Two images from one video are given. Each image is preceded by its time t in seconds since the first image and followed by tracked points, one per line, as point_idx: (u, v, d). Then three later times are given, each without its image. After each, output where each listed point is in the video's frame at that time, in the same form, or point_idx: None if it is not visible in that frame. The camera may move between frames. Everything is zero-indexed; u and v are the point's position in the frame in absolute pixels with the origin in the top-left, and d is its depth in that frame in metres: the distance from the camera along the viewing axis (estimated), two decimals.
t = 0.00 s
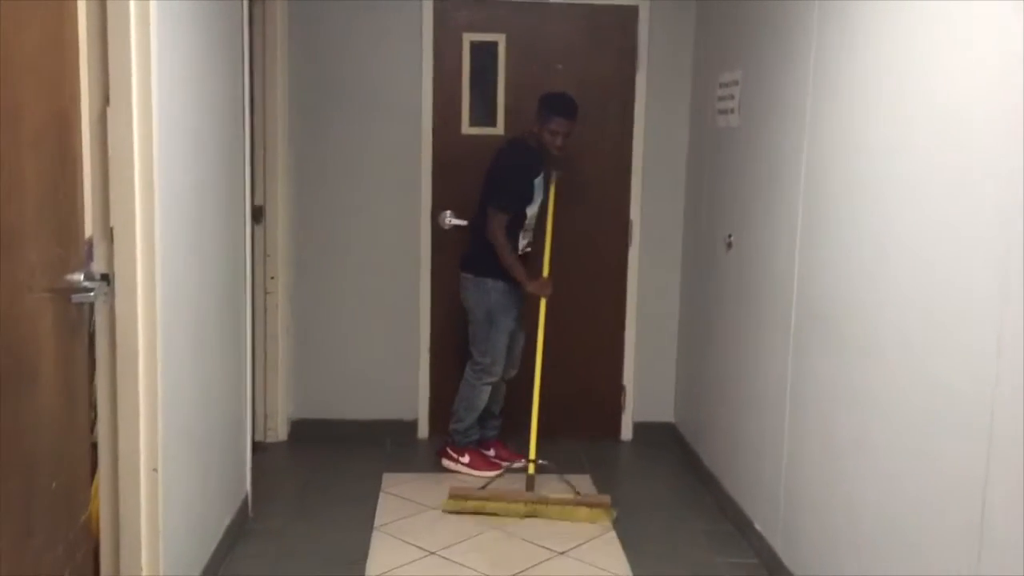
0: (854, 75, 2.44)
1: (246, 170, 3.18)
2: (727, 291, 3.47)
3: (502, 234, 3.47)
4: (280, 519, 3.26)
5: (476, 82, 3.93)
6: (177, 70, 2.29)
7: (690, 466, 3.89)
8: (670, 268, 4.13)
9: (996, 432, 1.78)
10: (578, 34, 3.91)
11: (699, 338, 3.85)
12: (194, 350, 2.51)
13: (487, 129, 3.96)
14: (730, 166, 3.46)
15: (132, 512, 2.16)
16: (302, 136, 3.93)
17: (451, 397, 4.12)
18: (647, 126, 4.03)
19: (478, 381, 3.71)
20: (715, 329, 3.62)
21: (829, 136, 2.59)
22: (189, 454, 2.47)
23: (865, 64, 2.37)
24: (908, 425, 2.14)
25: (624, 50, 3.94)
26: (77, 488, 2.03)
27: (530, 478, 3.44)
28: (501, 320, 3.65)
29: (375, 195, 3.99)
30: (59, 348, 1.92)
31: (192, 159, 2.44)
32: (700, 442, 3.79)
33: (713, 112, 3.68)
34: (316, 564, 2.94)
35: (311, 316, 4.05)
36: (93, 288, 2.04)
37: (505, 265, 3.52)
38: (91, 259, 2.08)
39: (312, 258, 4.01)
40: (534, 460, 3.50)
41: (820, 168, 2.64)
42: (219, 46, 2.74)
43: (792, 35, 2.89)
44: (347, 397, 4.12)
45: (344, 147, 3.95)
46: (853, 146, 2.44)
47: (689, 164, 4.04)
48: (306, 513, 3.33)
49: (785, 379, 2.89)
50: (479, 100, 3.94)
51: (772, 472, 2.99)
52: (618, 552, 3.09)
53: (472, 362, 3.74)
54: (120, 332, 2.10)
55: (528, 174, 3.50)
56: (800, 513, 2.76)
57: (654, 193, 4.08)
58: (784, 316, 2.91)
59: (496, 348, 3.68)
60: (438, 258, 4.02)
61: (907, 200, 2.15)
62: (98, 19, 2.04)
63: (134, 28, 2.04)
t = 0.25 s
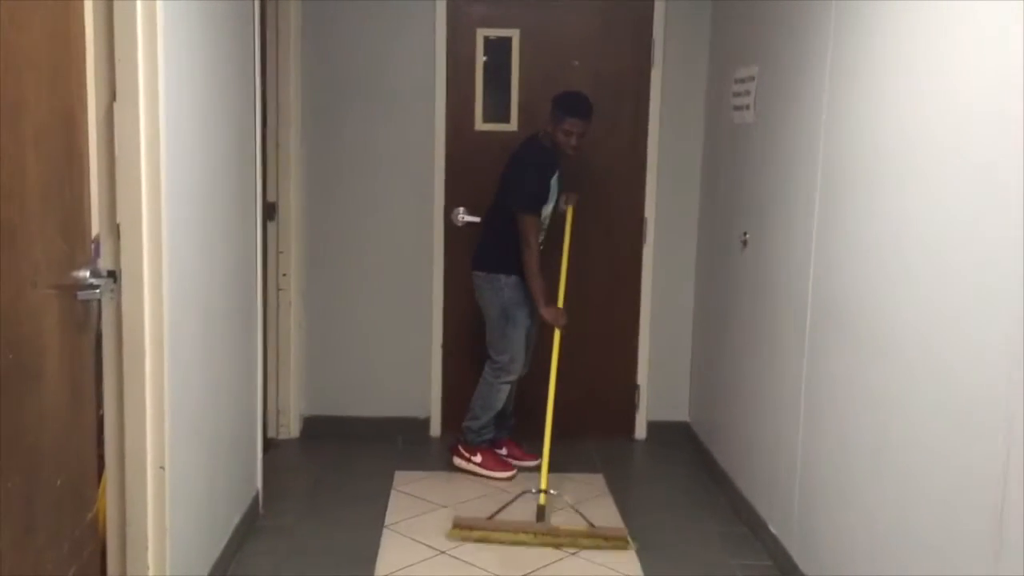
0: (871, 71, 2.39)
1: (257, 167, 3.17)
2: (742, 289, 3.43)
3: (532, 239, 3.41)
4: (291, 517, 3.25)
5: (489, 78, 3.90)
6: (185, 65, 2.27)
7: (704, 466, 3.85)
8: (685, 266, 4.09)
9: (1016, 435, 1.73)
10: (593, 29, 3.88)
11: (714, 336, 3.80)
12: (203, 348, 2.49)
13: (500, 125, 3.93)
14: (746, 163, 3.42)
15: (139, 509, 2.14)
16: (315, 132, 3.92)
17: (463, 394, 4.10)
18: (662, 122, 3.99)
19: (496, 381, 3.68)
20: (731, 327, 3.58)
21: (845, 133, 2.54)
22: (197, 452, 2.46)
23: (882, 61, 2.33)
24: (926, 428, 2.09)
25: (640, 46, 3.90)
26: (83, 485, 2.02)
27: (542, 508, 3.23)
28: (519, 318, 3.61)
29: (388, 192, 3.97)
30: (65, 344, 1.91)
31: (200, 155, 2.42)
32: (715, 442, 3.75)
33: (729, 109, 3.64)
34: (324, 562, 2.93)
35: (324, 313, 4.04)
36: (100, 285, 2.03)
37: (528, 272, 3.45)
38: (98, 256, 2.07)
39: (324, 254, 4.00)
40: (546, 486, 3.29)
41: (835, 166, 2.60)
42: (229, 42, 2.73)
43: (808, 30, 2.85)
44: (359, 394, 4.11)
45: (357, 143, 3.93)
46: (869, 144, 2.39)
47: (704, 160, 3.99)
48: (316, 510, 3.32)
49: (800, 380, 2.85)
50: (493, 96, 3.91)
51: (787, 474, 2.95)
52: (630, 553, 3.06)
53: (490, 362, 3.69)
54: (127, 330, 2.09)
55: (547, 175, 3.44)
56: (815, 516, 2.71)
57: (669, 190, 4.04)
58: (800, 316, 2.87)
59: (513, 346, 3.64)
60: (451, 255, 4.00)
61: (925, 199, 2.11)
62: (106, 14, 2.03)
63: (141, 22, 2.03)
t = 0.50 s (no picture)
0: (878, 65, 2.37)
1: (261, 164, 3.16)
2: (749, 286, 3.41)
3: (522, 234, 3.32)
4: (296, 515, 3.25)
5: (494, 74, 3.88)
6: (187, 62, 2.26)
7: (710, 463, 3.84)
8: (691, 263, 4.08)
9: None
10: (598, 25, 3.86)
11: (720, 333, 3.78)
12: (206, 346, 2.49)
13: (506, 121, 3.92)
14: (752, 159, 3.40)
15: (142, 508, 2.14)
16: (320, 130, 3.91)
17: (469, 391, 4.09)
18: (668, 118, 3.97)
19: (492, 378, 3.59)
20: (737, 324, 3.56)
21: (852, 128, 2.53)
22: (201, 450, 2.45)
23: (889, 54, 2.31)
24: (933, 425, 2.08)
25: (645, 41, 3.88)
26: (87, 483, 2.02)
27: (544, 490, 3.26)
28: (513, 315, 3.52)
29: (393, 189, 3.96)
30: (67, 343, 1.90)
31: (203, 152, 2.42)
32: (721, 439, 3.73)
33: (735, 104, 3.62)
34: (328, 560, 2.92)
35: (329, 310, 4.04)
36: (101, 282, 2.03)
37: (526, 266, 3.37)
38: (100, 254, 2.07)
39: (329, 252, 4.00)
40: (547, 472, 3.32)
41: (842, 161, 2.59)
42: (233, 39, 2.72)
43: (814, 25, 2.83)
44: (364, 391, 4.10)
45: (361, 140, 3.93)
46: (877, 139, 2.37)
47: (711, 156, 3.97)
48: (321, 508, 3.31)
49: (807, 376, 2.84)
50: (498, 93, 3.90)
51: (793, 471, 2.93)
52: (636, 551, 3.05)
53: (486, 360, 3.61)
54: (130, 328, 2.09)
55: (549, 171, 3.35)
56: (822, 513, 2.70)
57: (675, 186, 4.02)
58: (806, 312, 2.85)
59: (505, 341, 3.56)
60: (457, 253, 3.99)
61: (933, 194, 2.09)
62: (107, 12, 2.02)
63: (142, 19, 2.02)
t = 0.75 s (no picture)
0: (882, 60, 2.37)
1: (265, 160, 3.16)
2: (752, 280, 3.41)
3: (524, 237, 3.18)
4: (300, 510, 3.26)
5: (497, 70, 3.88)
6: (190, 58, 2.27)
7: (714, 458, 3.84)
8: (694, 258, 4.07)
9: None
10: (601, 19, 3.85)
11: (724, 328, 3.78)
12: (211, 341, 2.50)
13: (509, 117, 3.91)
14: (755, 154, 3.39)
15: (146, 503, 2.15)
16: (323, 126, 3.91)
17: (472, 387, 4.10)
18: (672, 113, 3.97)
19: (492, 386, 3.45)
20: (740, 319, 3.56)
21: (855, 124, 2.52)
22: (205, 446, 2.46)
23: (893, 49, 2.30)
24: (936, 421, 2.07)
25: (648, 36, 3.88)
26: (93, 478, 2.03)
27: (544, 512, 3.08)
28: (510, 320, 3.39)
29: (396, 185, 3.96)
30: (71, 339, 1.91)
31: (206, 148, 2.42)
32: (724, 434, 3.73)
33: (738, 99, 3.61)
34: (333, 555, 2.93)
35: (332, 306, 4.04)
36: (105, 278, 2.03)
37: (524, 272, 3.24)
38: (104, 249, 2.08)
39: (333, 248, 4.00)
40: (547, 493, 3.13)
41: (845, 156, 2.58)
42: (235, 35, 2.72)
43: (817, 19, 2.82)
44: (368, 387, 4.11)
45: (364, 136, 3.93)
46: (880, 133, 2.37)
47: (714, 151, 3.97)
48: (325, 503, 3.32)
49: (810, 371, 2.83)
50: (500, 88, 3.89)
51: (797, 466, 2.94)
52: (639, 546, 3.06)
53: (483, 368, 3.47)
54: (134, 325, 2.10)
55: (547, 171, 3.23)
56: (825, 509, 2.70)
57: (679, 181, 4.02)
58: (809, 308, 2.85)
59: (502, 349, 3.42)
60: (460, 249, 3.99)
61: (936, 189, 2.08)
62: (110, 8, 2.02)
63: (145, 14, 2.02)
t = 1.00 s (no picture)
0: (878, 57, 2.38)
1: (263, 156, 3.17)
2: (748, 276, 3.43)
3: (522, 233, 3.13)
4: (299, 505, 3.27)
5: (494, 67, 3.89)
6: (189, 55, 2.27)
7: (710, 453, 3.86)
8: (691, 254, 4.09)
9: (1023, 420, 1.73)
10: (598, 16, 3.86)
11: (720, 324, 3.80)
12: (211, 337, 2.51)
13: (507, 112, 3.92)
14: (752, 151, 3.41)
15: (147, 498, 2.16)
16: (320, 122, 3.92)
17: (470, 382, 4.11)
18: (669, 110, 3.98)
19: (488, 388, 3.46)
20: (736, 315, 3.58)
21: (852, 120, 2.54)
22: (205, 441, 2.48)
23: (890, 46, 2.32)
24: (931, 414, 2.09)
25: (645, 33, 3.89)
26: (94, 473, 2.04)
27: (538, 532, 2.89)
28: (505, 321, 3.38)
29: (394, 181, 3.97)
30: (72, 335, 1.92)
31: (206, 144, 2.43)
32: (721, 430, 3.75)
33: (734, 96, 3.62)
34: (332, 550, 2.95)
35: (330, 302, 4.05)
36: (106, 274, 2.04)
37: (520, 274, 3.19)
38: (104, 245, 2.09)
39: (330, 244, 4.01)
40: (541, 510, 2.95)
41: (842, 152, 2.60)
42: (234, 32, 2.73)
43: (814, 17, 2.83)
44: (365, 382, 4.12)
45: (361, 132, 3.93)
46: (876, 130, 2.38)
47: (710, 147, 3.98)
48: (324, 498, 3.33)
49: (807, 366, 2.85)
50: (498, 84, 3.90)
51: (793, 461, 2.95)
52: (637, 540, 3.08)
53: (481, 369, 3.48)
54: (134, 320, 2.11)
55: (539, 166, 3.20)
56: (821, 503, 2.72)
57: (675, 177, 4.03)
58: (805, 303, 2.87)
59: (498, 351, 3.42)
60: (457, 245, 4.00)
61: (932, 185, 2.10)
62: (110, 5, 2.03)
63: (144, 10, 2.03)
